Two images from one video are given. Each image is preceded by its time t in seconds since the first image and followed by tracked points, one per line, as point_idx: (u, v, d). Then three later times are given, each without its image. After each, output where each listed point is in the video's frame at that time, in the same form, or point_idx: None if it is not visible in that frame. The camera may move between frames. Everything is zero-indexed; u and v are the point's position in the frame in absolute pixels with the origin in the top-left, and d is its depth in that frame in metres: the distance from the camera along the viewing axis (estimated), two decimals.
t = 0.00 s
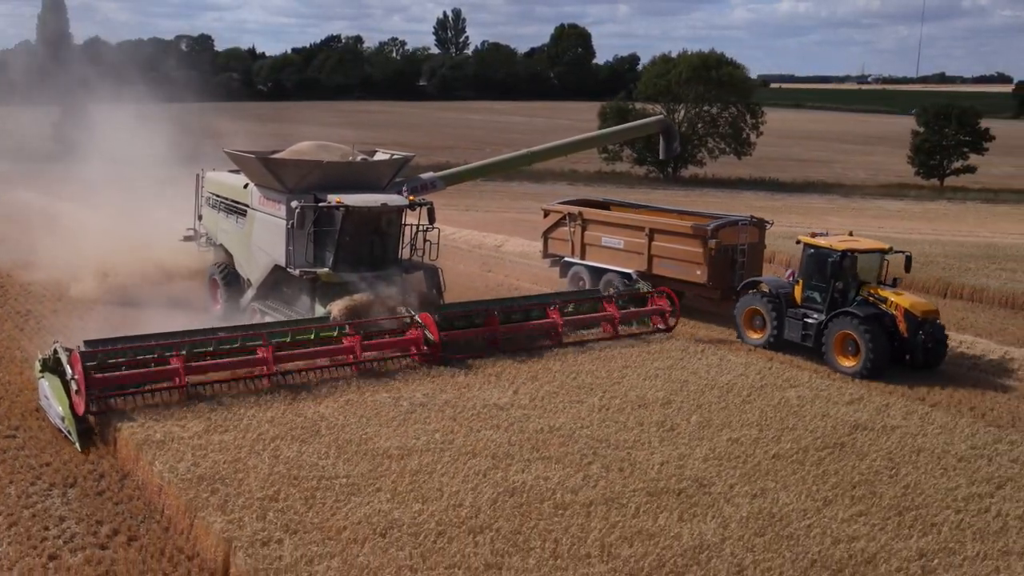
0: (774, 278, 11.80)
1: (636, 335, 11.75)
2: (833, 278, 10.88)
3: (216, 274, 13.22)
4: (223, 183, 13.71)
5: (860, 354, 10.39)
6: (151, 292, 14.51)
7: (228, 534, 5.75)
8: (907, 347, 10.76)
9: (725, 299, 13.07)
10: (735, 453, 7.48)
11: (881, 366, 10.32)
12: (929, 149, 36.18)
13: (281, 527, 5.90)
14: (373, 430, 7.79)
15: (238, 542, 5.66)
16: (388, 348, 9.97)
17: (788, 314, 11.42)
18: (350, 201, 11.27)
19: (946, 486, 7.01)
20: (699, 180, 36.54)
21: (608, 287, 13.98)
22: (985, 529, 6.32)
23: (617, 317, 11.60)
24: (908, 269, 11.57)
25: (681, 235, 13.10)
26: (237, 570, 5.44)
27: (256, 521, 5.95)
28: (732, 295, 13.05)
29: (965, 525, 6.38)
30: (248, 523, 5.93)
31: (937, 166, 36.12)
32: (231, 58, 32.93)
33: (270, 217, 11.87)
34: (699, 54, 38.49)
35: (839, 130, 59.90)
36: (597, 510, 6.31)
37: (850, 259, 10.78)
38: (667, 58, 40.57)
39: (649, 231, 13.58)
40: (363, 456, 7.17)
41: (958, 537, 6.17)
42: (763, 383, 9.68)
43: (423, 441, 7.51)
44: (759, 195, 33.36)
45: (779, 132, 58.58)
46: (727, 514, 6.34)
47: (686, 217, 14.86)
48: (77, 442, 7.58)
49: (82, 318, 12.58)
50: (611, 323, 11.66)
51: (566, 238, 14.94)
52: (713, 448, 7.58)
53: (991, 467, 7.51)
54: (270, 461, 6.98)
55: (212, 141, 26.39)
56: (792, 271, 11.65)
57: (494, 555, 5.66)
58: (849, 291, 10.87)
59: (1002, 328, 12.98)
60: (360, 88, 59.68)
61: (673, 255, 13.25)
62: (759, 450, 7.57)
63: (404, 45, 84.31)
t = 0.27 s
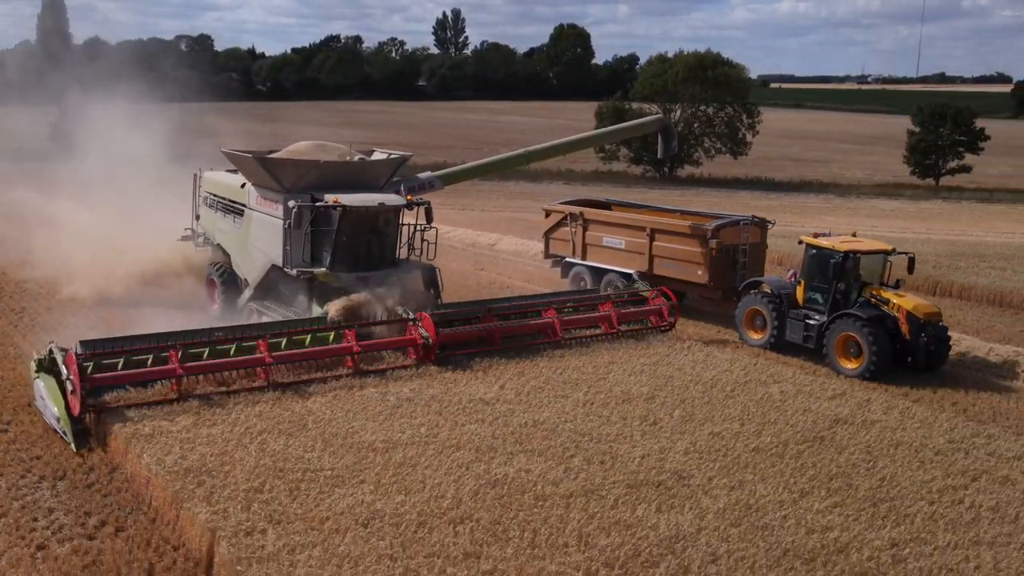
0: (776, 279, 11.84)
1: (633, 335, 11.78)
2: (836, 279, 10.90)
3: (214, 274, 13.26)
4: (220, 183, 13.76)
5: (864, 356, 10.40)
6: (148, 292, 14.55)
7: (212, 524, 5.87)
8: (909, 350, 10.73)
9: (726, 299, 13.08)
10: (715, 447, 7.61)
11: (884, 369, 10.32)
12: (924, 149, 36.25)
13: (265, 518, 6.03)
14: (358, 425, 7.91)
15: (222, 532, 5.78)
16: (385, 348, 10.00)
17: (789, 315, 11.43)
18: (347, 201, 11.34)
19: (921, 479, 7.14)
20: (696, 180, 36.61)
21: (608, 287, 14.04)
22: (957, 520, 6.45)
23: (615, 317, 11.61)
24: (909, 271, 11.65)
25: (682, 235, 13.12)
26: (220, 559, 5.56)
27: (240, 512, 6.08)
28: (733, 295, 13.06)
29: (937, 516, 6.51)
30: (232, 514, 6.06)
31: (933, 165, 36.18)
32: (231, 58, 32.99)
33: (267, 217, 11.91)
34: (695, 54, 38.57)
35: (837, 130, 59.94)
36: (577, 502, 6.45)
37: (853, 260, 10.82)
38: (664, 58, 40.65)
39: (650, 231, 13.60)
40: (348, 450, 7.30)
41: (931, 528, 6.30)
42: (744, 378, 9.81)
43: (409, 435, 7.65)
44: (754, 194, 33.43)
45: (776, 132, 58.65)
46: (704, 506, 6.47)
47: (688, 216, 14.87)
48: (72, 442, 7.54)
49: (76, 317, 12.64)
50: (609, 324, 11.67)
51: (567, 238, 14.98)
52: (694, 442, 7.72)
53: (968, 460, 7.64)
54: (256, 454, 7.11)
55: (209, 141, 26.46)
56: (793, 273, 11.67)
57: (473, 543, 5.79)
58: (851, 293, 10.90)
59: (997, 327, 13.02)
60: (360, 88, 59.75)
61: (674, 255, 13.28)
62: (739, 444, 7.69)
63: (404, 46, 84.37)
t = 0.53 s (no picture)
0: (776, 279, 11.82)
1: (631, 334, 11.80)
2: (837, 279, 10.86)
3: (211, 273, 13.31)
4: (217, 182, 13.82)
5: (866, 357, 10.36)
6: (146, 292, 14.59)
7: (197, 513, 6.02)
8: (912, 350, 10.72)
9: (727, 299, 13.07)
10: (693, 440, 7.77)
11: (887, 369, 10.30)
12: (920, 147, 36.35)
13: (250, 507, 6.17)
14: (341, 418, 8.05)
15: (206, 521, 5.93)
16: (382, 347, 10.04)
17: (790, 315, 11.41)
18: (343, 199, 11.39)
19: (896, 472, 7.29)
20: (693, 179, 36.70)
21: (609, 286, 14.10)
22: (929, 511, 6.60)
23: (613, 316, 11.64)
24: (912, 269, 11.64)
25: (681, 235, 13.11)
26: (205, 547, 5.70)
27: (225, 501, 6.21)
28: (734, 295, 13.00)
29: (910, 507, 6.67)
30: (217, 503, 6.20)
31: (928, 164, 36.28)
32: (230, 58, 33.06)
33: (263, 215, 11.95)
34: (691, 53, 38.73)
35: (835, 130, 59.94)
36: (557, 492, 6.61)
37: (854, 260, 10.80)
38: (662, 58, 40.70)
39: (650, 230, 13.57)
40: (333, 442, 7.45)
41: (903, 518, 6.45)
42: (728, 373, 9.97)
43: (393, 428, 7.80)
44: (750, 193, 33.55)
45: (774, 131, 58.75)
46: (682, 497, 6.63)
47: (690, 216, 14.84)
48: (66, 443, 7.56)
49: (72, 315, 12.70)
50: (606, 322, 11.71)
51: (568, 238, 15.01)
52: (675, 435, 7.88)
53: (944, 453, 7.79)
54: (243, 446, 7.26)
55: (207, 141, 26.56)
56: (794, 272, 11.64)
57: (454, 532, 5.94)
58: (853, 293, 10.89)
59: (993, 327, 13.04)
60: (359, 88, 59.85)
61: (674, 255, 13.27)
62: (718, 437, 7.84)
63: (403, 46, 84.47)
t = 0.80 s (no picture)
0: (775, 279, 11.87)
1: (629, 333, 11.83)
2: (836, 279, 10.91)
3: (209, 272, 13.36)
4: (215, 182, 13.86)
5: (867, 357, 10.40)
6: (144, 291, 14.64)
7: (183, 503, 6.16)
8: (912, 350, 10.77)
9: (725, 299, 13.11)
10: (675, 434, 7.90)
11: (887, 369, 10.33)
12: (915, 147, 36.46)
13: (235, 498, 6.31)
14: (327, 412, 8.19)
15: (191, 511, 6.07)
16: (378, 347, 10.07)
17: (789, 315, 11.47)
18: (340, 198, 11.41)
19: (872, 463, 7.43)
20: (690, 178, 36.79)
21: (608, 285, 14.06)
22: (902, 501, 6.74)
23: (610, 315, 11.67)
24: (911, 269, 11.70)
25: (681, 235, 13.13)
26: (190, 536, 5.84)
27: (210, 492, 6.35)
28: (733, 295, 13.04)
29: (885, 497, 6.81)
30: (202, 494, 6.34)
31: (923, 164, 36.50)
32: (229, 58, 33.11)
33: (261, 215, 12.01)
34: (687, 53, 38.93)
35: (833, 130, 60.03)
36: (537, 484, 6.75)
37: (853, 260, 10.84)
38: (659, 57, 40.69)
39: (649, 229, 13.62)
40: (320, 435, 7.61)
41: (877, 508, 6.58)
42: (711, 368, 10.13)
43: (380, 421, 7.95)
44: (745, 192, 33.66)
45: (771, 131, 58.87)
46: (660, 487, 6.77)
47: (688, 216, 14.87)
48: (60, 442, 7.62)
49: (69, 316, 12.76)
50: (603, 321, 11.75)
51: (567, 238, 15.03)
52: (657, 428, 8.03)
53: (921, 445, 7.93)
54: (230, 439, 7.42)
55: (205, 141, 26.61)
56: (794, 272, 11.68)
57: (434, 522, 6.08)
58: (852, 292, 10.94)
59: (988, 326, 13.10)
60: (357, 88, 59.95)
61: (673, 255, 13.30)
62: (699, 431, 7.98)
63: (402, 46, 84.63)
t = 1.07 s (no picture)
0: (772, 278, 11.92)
1: (626, 332, 11.87)
2: (834, 278, 10.96)
3: (207, 272, 13.42)
4: (213, 181, 13.92)
5: (865, 355, 10.44)
6: (143, 290, 14.73)
7: (170, 492, 6.46)
8: (910, 348, 10.83)
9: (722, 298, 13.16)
10: (649, 429, 8.20)
11: (886, 368, 10.38)
12: (911, 146, 36.54)
13: (221, 488, 6.61)
14: (313, 407, 8.49)
15: (178, 500, 6.35)
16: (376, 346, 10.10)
17: (787, 315, 11.52)
18: (337, 196, 11.45)
19: (847, 455, 7.74)
20: (687, 178, 36.89)
21: (606, 284, 14.10)
22: (874, 491, 7.04)
23: (608, 314, 11.71)
24: (907, 268, 11.77)
25: (679, 234, 13.17)
26: (176, 525, 6.12)
27: (197, 482, 6.64)
28: (730, 294, 13.08)
29: (858, 487, 7.11)
30: (189, 484, 6.63)
31: (918, 164, 36.54)
32: (228, 58, 33.18)
33: (258, 214, 12.07)
34: (683, 53, 39.11)
35: (830, 130, 60.10)
36: (519, 475, 7.06)
37: (850, 259, 10.90)
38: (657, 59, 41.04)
39: (647, 229, 13.66)
40: (306, 427, 7.94)
41: (848, 498, 6.88)
42: (697, 363, 10.47)
43: (366, 414, 8.30)
44: (742, 191, 33.75)
45: (769, 130, 58.97)
46: (638, 479, 7.09)
47: (687, 214, 14.91)
48: (56, 440, 7.80)
49: (68, 316, 12.85)
50: (601, 320, 11.79)
51: (565, 237, 15.06)
52: (639, 421, 8.38)
53: (898, 438, 8.25)
54: (217, 431, 7.74)
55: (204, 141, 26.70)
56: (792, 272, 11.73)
57: (417, 510, 6.37)
58: (850, 291, 10.99)
59: (982, 325, 13.17)
60: (356, 88, 60.02)
61: (671, 254, 13.33)
62: (672, 426, 8.27)
63: (401, 46, 84.75)
